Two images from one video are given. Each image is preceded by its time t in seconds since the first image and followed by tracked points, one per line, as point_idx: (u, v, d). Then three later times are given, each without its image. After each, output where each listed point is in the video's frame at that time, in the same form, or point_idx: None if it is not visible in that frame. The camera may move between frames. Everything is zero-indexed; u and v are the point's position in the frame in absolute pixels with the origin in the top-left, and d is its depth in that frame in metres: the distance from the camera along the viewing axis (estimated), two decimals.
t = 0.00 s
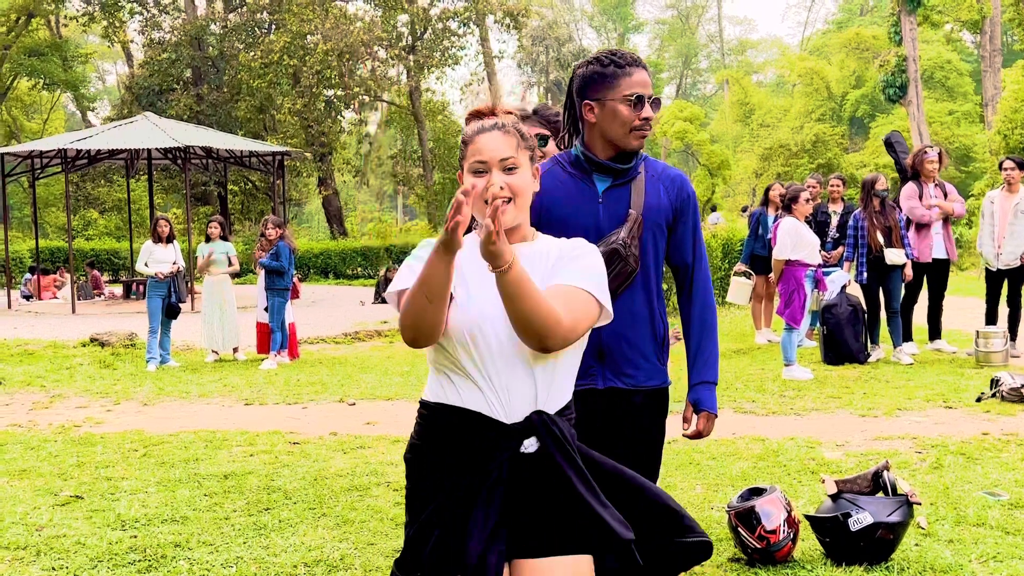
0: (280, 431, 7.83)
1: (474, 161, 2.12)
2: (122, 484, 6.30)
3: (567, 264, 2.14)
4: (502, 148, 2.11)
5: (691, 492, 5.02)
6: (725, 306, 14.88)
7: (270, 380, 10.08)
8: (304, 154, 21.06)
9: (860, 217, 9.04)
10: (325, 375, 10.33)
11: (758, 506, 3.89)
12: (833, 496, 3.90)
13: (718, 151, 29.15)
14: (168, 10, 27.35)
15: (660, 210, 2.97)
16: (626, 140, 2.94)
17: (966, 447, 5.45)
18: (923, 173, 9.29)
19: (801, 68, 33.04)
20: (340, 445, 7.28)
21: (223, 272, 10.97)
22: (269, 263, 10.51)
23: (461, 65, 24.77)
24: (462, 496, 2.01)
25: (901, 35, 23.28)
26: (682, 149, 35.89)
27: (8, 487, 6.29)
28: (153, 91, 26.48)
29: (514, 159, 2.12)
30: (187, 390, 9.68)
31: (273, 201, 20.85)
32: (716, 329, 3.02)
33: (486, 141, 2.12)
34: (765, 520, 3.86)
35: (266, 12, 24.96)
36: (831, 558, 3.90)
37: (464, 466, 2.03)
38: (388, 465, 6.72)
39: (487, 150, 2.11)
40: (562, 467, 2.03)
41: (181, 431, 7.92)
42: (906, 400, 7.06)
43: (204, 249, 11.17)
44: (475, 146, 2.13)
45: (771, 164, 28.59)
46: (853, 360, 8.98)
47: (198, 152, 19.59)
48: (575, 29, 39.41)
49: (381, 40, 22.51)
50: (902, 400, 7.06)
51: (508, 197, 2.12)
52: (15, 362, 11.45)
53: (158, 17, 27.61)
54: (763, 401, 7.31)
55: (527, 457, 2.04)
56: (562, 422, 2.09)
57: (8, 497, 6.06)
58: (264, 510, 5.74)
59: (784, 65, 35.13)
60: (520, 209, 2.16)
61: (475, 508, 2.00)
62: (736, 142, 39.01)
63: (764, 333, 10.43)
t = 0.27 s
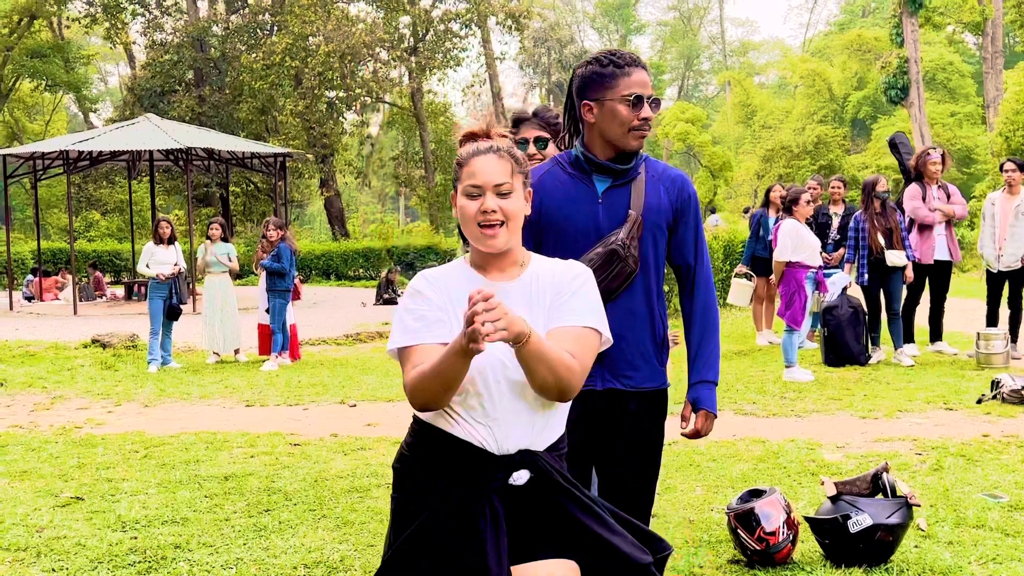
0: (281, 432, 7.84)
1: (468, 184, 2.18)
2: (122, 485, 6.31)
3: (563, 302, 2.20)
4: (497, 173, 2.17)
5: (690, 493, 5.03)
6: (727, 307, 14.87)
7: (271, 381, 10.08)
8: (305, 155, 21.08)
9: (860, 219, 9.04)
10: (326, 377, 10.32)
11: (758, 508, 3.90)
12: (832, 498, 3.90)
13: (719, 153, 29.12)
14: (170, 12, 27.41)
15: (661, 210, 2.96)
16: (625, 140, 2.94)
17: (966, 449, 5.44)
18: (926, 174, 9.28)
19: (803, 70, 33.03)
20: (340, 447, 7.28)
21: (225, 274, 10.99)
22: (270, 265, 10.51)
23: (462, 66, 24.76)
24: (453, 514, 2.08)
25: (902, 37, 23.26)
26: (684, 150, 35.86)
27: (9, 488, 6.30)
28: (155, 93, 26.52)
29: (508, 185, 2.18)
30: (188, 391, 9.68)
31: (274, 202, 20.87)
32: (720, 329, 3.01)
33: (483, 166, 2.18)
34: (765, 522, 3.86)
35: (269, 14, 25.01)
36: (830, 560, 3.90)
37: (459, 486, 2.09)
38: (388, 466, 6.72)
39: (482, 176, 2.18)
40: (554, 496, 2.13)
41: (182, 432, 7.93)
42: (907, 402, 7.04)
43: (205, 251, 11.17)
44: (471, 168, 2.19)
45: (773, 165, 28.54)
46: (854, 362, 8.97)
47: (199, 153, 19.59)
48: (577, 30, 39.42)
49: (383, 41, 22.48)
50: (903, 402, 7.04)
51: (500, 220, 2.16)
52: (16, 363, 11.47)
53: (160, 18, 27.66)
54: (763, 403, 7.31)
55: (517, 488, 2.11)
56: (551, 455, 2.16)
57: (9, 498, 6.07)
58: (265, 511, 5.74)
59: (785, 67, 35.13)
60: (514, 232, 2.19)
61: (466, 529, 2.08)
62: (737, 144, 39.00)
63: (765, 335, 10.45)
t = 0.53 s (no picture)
0: (282, 435, 7.83)
1: (462, 174, 2.26)
2: (123, 488, 6.32)
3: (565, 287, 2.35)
4: (490, 164, 2.26)
5: (690, 496, 5.02)
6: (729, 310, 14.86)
7: (273, 384, 10.09)
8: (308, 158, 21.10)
9: (861, 222, 9.04)
10: (327, 379, 10.33)
11: (757, 511, 3.89)
12: (832, 501, 3.90)
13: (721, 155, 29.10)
14: (173, 15, 27.46)
15: (659, 214, 2.95)
16: (615, 140, 2.93)
17: (967, 452, 5.43)
18: (930, 177, 9.26)
19: (806, 73, 33.02)
20: (341, 449, 7.28)
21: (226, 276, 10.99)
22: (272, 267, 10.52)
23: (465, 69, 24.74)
24: (446, 498, 2.18)
25: (905, 40, 23.22)
26: (687, 153, 35.82)
27: (9, 490, 6.31)
28: (158, 95, 26.57)
29: (501, 175, 2.27)
30: (190, 393, 9.69)
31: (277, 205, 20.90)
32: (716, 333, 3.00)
33: (474, 158, 2.27)
34: (764, 525, 3.85)
35: (271, 17, 25.03)
36: (829, 563, 3.89)
37: (451, 471, 2.18)
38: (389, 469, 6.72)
39: (476, 167, 2.26)
40: (541, 482, 2.22)
41: (183, 435, 7.93)
42: (908, 405, 7.02)
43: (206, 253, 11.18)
44: (464, 158, 2.28)
45: (776, 168, 28.49)
46: (855, 365, 8.96)
47: (202, 155, 19.59)
48: (580, 33, 39.42)
49: (385, 44, 22.44)
50: (904, 405, 7.03)
51: (494, 210, 2.25)
52: (18, 365, 11.49)
53: (163, 21, 27.71)
54: (763, 406, 7.29)
55: (507, 471, 2.20)
56: (540, 438, 2.25)
57: (9, 500, 6.08)
58: (265, 514, 5.74)
59: (788, 70, 35.12)
60: (505, 222, 2.27)
61: (459, 513, 2.18)
62: (740, 147, 39.01)
63: (767, 338, 10.45)
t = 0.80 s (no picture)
0: (283, 438, 7.83)
1: (463, 150, 2.29)
2: (123, 490, 6.32)
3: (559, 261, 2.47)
4: (491, 140, 2.29)
5: (690, 500, 5.01)
6: (730, 313, 14.84)
7: (274, 387, 10.09)
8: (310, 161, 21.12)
9: (862, 225, 9.02)
10: (329, 383, 10.33)
11: (757, 514, 3.88)
12: (831, 504, 3.89)
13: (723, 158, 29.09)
14: (176, 18, 27.54)
15: (654, 217, 2.94)
16: (596, 140, 2.93)
17: (968, 456, 5.42)
18: (933, 181, 9.25)
19: (808, 76, 33.03)
20: (341, 453, 7.28)
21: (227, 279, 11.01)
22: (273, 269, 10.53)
23: (467, 73, 24.75)
24: (448, 485, 2.22)
25: (907, 43, 23.20)
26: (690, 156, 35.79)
27: (10, 493, 6.31)
28: (160, 99, 26.63)
29: (501, 149, 2.31)
30: (191, 396, 9.70)
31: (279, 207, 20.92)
32: (709, 338, 3.00)
33: (474, 133, 2.30)
34: (764, 528, 3.84)
35: (274, 20, 25.09)
36: (829, 566, 3.88)
37: (451, 457, 2.23)
38: (389, 472, 6.72)
39: (477, 142, 2.29)
40: (544, 451, 2.27)
41: (183, 438, 7.94)
42: (909, 408, 7.01)
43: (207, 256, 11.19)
44: (464, 135, 2.30)
45: (778, 172, 28.46)
46: (856, 368, 8.94)
47: (204, 159, 19.61)
48: (582, 36, 39.46)
49: (388, 47, 22.40)
50: (905, 409, 7.01)
51: (497, 183, 2.29)
52: (19, 368, 11.50)
53: (166, 24, 27.80)
54: (764, 409, 7.28)
55: (514, 443, 2.24)
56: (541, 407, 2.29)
57: (9, 503, 6.08)
58: (265, 517, 5.74)
59: (791, 73, 35.13)
60: (507, 196, 2.31)
61: (462, 501, 2.22)
62: (742, 150, 39.03)
63: (768, 342, 10.44)
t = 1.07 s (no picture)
0: (284, 441, 7.84)
1: (463, 167, 2.30)
2: (124, 492, 6.32)
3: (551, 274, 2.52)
4: (492, 154, 2.31)
5: (691, 502, 5.01)
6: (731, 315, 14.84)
7: (275, 389, 10.09)
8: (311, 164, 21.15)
9: (864, 227, 9.02)
10: (330, 385, 10.33)
11: (757, 516, 3.88)
12: (832, 507, 3.89)
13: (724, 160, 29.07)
14: (177, 20, 27.62)
15: (648, 219, 2.93)
16: (585, 141, 2.94)
17: (968, 458, 5.42)
18: (934, 184, 9.27)
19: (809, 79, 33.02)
20: (342, 455, 7.28)
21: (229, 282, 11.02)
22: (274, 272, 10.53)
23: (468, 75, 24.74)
24: (450, 498, 2.21)
25: (909, 46, 23.19)
26: (691, 159, 35.83)
27: (11, 495, 6.32)
28: (162, 101, 26.69)
29: (501, 164, 2.32)
30: (192, 398, 9.70)
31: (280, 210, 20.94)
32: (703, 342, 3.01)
33: (476, 146, 2.31)
34: (764, 531, 3.84)
35: (275, 22, 25.15)
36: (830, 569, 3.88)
37: (453, 471, 2.21)
38: (390, 474, 6.72)
39: (478, 157, 2.30)
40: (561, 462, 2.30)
41: (184, 440, 7.94)
42: (910, 411, 7.00)
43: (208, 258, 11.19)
44: (464, 151, 2.30)
45: (779, 174, 28.44)
46: (857, 371, 8.94)
47: (205, 161, 19.63)
48: (584, 39, 39.51)
49: (389, 50, 22.41)
50: (906, 412, 7.00)
51: (498, 199, 2.30)
52: (21, 370, 11.51)
53: (168, 26, 27.87)
54: (765, 412, 7.27)
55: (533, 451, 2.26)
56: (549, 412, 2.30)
57: (10, 505, 6.08)
58: (266, 519, 5.74)
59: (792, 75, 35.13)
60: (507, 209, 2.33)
61: (463, 515, 2.20)
62: (744, 152, 39.06)
63: (769, 344, 10.46)
